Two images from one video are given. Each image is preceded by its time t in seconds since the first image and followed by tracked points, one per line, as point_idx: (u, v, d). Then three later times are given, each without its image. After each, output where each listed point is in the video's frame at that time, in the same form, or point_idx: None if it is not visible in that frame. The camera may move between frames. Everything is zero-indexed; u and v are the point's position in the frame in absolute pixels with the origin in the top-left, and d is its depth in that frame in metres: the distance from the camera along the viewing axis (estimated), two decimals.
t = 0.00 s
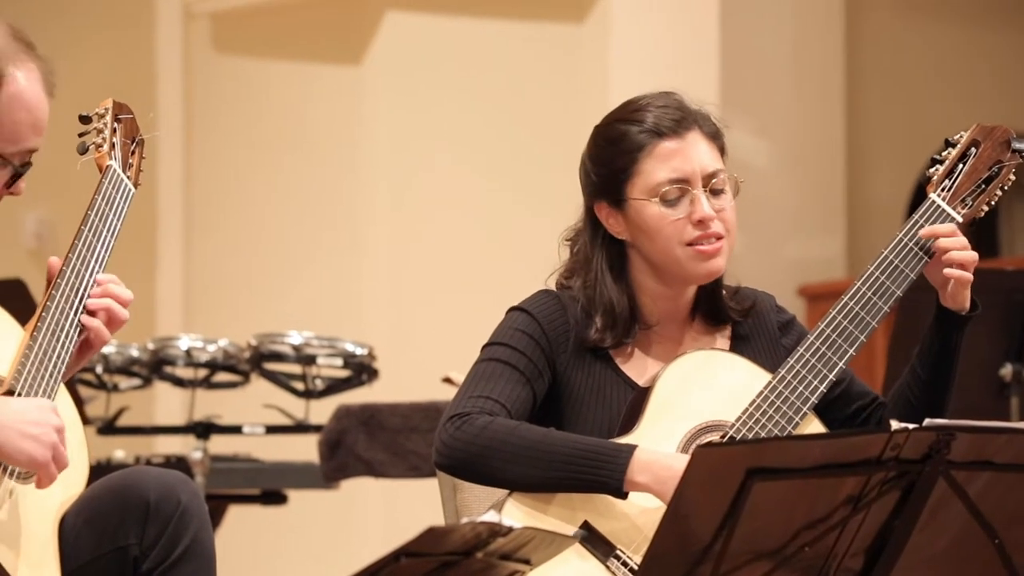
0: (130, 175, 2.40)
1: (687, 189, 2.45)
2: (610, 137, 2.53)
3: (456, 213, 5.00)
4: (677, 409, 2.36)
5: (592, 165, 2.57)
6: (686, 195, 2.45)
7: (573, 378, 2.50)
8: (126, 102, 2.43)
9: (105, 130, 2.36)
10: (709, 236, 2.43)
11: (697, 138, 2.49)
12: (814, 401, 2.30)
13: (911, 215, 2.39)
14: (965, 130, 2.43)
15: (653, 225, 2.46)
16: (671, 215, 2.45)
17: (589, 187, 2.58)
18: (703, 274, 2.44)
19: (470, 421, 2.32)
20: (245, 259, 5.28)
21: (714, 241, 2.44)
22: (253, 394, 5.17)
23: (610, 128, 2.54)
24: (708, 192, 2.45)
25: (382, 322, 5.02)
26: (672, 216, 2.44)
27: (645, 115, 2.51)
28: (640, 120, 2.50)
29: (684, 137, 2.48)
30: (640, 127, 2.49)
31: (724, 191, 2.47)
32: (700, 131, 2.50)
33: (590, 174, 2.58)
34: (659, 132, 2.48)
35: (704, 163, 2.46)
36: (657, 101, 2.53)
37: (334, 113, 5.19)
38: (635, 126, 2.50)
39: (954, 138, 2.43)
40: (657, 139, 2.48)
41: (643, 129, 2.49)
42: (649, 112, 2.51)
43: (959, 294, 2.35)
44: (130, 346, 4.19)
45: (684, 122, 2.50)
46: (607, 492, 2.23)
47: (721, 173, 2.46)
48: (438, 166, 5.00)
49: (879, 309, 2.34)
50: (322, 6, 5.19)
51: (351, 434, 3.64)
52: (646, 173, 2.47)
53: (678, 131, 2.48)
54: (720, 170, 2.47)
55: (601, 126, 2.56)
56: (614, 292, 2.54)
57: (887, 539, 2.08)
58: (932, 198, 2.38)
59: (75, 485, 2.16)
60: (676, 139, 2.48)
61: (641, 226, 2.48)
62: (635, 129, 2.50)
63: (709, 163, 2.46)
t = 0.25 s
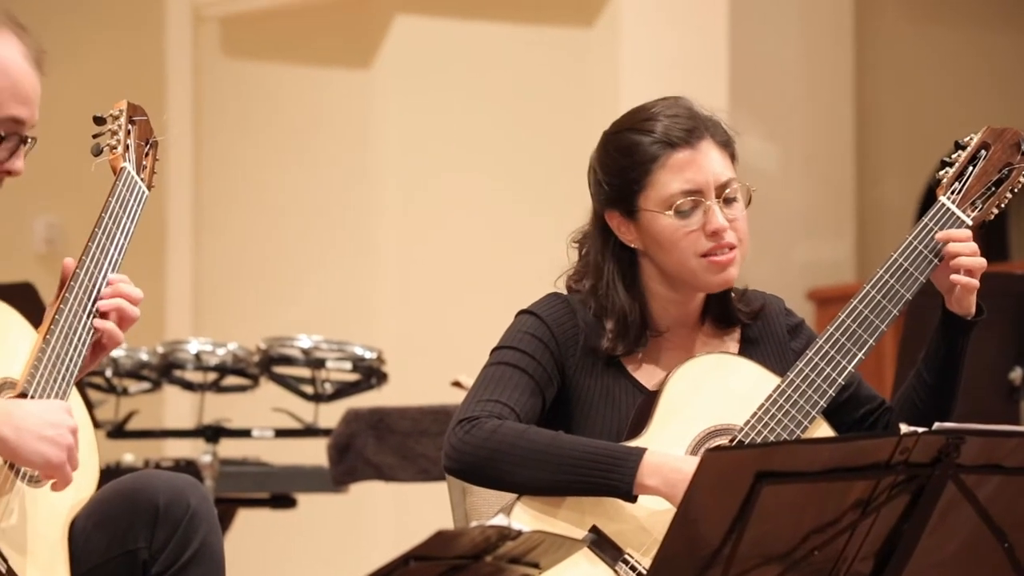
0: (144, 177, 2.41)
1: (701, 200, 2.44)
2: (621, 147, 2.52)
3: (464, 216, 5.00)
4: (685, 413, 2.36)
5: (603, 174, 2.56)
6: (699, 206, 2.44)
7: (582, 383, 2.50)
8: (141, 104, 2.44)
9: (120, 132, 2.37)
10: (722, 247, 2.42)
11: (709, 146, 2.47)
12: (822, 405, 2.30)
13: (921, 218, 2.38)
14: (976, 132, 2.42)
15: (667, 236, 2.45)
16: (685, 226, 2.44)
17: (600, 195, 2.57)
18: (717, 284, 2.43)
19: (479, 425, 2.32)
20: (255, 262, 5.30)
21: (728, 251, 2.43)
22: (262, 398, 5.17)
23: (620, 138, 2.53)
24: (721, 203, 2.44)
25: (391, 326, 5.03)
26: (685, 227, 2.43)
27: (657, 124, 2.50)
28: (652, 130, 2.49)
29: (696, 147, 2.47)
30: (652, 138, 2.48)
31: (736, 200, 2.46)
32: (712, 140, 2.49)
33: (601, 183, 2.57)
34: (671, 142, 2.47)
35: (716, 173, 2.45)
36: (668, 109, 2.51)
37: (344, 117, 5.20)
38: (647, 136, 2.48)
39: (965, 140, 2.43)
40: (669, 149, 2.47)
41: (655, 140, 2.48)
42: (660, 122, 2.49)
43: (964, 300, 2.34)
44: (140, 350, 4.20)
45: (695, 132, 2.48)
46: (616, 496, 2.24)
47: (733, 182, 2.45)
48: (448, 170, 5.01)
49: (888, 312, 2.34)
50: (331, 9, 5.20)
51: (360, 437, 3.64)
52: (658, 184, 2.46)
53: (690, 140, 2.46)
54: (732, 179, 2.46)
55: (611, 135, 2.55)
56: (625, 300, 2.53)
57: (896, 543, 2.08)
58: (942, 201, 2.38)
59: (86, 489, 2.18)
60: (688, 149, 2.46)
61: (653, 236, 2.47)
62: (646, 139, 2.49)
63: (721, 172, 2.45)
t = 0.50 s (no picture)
0: (155, 177, 2.42)
1: (716, 214, 2.42)
2: (634, 161, 2.50)
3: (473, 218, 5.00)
4: (693, 415, 2.37)
5: (617, 188, 2.54)
6: (715, 220, 2.42)
7: (591, 387, 2.51)
8: (153, 103, 2.45)
9: (132, 131, 2.38)
10: (739, 260, 2.41)
11: (723, 158, 2.45)
12: (831, 406, 2.30)
13: (928, 220, 2.38)
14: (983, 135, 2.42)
15: (683, 251, 2.44)
16: (700, 240, 2.42)
17: (613, 208, 2.55)
18: (734, 297, 2.42)
19: (487, 430, 2.33)
20: (263, 264, 5.30)
21: (744, 264, 2.42)
22: (271, 400, 5.18)
23: (632, 151, 2.51)
24: (736, 216, 2.42)
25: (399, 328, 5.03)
26: (701, 241, 2.42)
27: (670, 137, 2.48)
28: (664, 144, 2.47)
29: (710, 160, 2.45)
30: (665, 152, 2.46)
31: (751, 212, 2.45)
32: (726, 152, 2.47)
33: (614, 196, 2.55)
34: (684, 156, 2.45)
35: (731, 186, 2.43)
36: (681, 122, 2.49)
37: (352, 119, 5.21)
38: (660, 151, 2.46)
39: (972, 142, 2.43)
40: (682, 163, 2.45)
41: (668, 154, 2.46)
42: (673, 136, 2.47)
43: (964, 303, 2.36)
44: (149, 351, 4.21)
45: (708, 144, 2.46)
46: (625, 500, 2.24)
47: (748, 195, 2.43)
48: (456, 171, 5.01)
49: (897, 314, 2.33)
50: (339, 10, 5.21)
51: (369, 439, 3.65)
52: (673, 199, 2.44)
53: (703, 152, 2.44)
54: (747, 192, 2.44)
55: (624, 148, 2.53)
56: (636, 313, 2.51)
57: (905, 545, 2.09)
58: (950, 204, 2.37)
59: (97, 490, 2.18)
60: (702, 163, 2.44)
61: (669, 251, 2.46)
62: (659, 153, 2.47)
63: (736, 185, 2.43)
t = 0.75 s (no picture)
0: (164, 177, 2.42)
1: (732, 225, 2.42)
2: (648, 174, 2.48)
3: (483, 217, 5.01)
4: (704, 415, 2.37)
5: (631, 199, 2.53)
6: (732, 232, 2.41)
7: (602, 388, 2.51)
8: (162, 103, 2.45)
9: (142, 131, 2.38)
10: (756, 270, 2.41)
11: (737, 168, 2.44)
12: (841, 406, 2.30)
13: (939, 220, 2.38)
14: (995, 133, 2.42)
15: (700, 263, 2.43)
16: (718, 252, 2.42)
17: (628, 219, 2.54)
18: (752, 306, 2.43)
19: (495, 433, 2.33)
20: (273, 264, 5.31)
21: (762, 273, 2.42)
22: (281, 400, 5.19)
23: (644, 163, 2.50)
24: (753, 226, 2.42)
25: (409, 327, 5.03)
26: (719, 253, 2.41)
27: (683, 148, 2.46)
28: (678, 156, 2.45)
29: (725, 171, 2.43)
30: (680, 165, 2.44)
31: (766, 220, 2.44)
32: (740, 161, 2.46)
33: (628, 207, 2.54)
34: (699, 169, 2.43)
35: (747, 196, 2.42)
36: (693, 132, 2.48)
37: (362, 118, 5.21)
38: (674, 163, 2.45)
39: (984, 140, 2.43)
40: (697, 175, 2.43)
41: (682, 166, 2.44)
42: (687, 147, 2.46)
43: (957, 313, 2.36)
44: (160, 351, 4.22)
45: (722, 155, 2.45)
46: (634, 503, 2.24)
47: (763, 204, 2.43)
48: (466, 170, 5.01)
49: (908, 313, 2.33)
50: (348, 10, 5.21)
51: (379, 438, 3.65)
52: (689, 211, 2.43)
53: (716, 163, 2.43)
54: (763, 200, 2.43)
55: (637, 160, 2.51)
56: (650, 324, 2.51)
57: (916, 545, 2.08)
58: (961, 203, 2.37)
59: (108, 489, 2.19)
60: (717, 174, 2.43)
61: (687, 262, 2.46)
62: (673, 165, 2.45)
63: (751, 195, 2.42)
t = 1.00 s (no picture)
0: (173, 173, 2.43)
1: (742, 223, 2.42)
2: (659, 170, 2.48)
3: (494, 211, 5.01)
4: (716, 409, 2.37)
5: (641, 194, 2.53)
6: (742, 230, 2.41)
7: (613, 382, 2.52)
8: (171, 100, 2.46)
9: (151, 127, 2.39)
10: (765, 268, 2.41)
11: (748, 165, 2.44)
12: (853, 399, 2.30)
13: (954, 206, 2.40)
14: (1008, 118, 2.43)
15: (710, 261, 2.44)
16: (727, 250, 2.42)
17: (638, 214, 2.54)
18: (761, 303, 2.43)
19: (508, 427, 2.34)
20: (284, 257, 5.32)
21: (771, 271, 2.42)
22: (292, 393, 5.20)
23: (656, 159, 2.49)
24: (763, 224, 2.41)
25: (421, 321, 5.04)
26: (728, 252, 2.42)
27: (694, 145, 2.46)
28: (689, 153, 2.45)
29: (735, 169, 2.43)
30: (691, 163, 2.44)
31: (777, 218, 2.44)
32: (751, 158, 2.45)
33: (639, 202, 2.54)
34: (709, 167, 2.43)
35: (758, 195, 2.42)
36: (705, 129, 2.47)
37: (373, 112, 5.21)
38: (685, 161, 2.44)
39: (997, 124, 2.44)
40: (707, 173, 2.43)
41: (693, 163, 2.44)
42: (698, 144, 2.45)
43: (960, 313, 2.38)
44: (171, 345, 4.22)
45: (733, 152, 2.44)
46: (646, 501, 2.24)
47: (774, 202, 2.42)
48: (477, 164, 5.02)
49: (920, 304, 2.34)
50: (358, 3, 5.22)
51: (391, 432, 3.66)
52: (699, 209, 2.43)
53: (727, 161, 2.43)
54: (773, 198, 2.43)
55: (648, 155, 2.51)
56: (661, 315, 2.52)
57: (927, 539, 2.09)
58: (975, 189, 2.40)
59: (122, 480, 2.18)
60: (728, 173, 2.43)
61: (697, 259, 2.46)
62: (684, 162, 2.45)
63: (762, 193, 2.42)
